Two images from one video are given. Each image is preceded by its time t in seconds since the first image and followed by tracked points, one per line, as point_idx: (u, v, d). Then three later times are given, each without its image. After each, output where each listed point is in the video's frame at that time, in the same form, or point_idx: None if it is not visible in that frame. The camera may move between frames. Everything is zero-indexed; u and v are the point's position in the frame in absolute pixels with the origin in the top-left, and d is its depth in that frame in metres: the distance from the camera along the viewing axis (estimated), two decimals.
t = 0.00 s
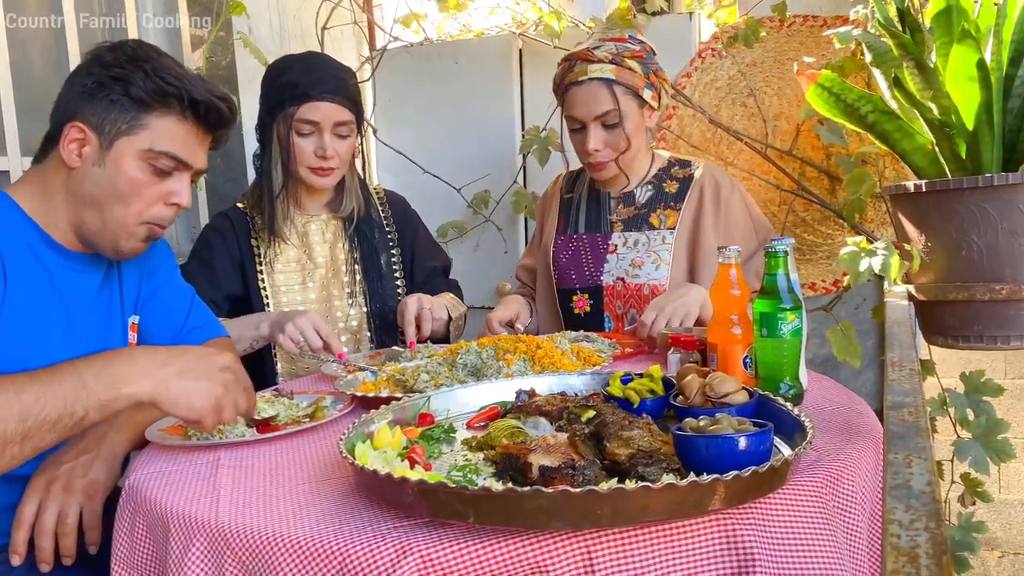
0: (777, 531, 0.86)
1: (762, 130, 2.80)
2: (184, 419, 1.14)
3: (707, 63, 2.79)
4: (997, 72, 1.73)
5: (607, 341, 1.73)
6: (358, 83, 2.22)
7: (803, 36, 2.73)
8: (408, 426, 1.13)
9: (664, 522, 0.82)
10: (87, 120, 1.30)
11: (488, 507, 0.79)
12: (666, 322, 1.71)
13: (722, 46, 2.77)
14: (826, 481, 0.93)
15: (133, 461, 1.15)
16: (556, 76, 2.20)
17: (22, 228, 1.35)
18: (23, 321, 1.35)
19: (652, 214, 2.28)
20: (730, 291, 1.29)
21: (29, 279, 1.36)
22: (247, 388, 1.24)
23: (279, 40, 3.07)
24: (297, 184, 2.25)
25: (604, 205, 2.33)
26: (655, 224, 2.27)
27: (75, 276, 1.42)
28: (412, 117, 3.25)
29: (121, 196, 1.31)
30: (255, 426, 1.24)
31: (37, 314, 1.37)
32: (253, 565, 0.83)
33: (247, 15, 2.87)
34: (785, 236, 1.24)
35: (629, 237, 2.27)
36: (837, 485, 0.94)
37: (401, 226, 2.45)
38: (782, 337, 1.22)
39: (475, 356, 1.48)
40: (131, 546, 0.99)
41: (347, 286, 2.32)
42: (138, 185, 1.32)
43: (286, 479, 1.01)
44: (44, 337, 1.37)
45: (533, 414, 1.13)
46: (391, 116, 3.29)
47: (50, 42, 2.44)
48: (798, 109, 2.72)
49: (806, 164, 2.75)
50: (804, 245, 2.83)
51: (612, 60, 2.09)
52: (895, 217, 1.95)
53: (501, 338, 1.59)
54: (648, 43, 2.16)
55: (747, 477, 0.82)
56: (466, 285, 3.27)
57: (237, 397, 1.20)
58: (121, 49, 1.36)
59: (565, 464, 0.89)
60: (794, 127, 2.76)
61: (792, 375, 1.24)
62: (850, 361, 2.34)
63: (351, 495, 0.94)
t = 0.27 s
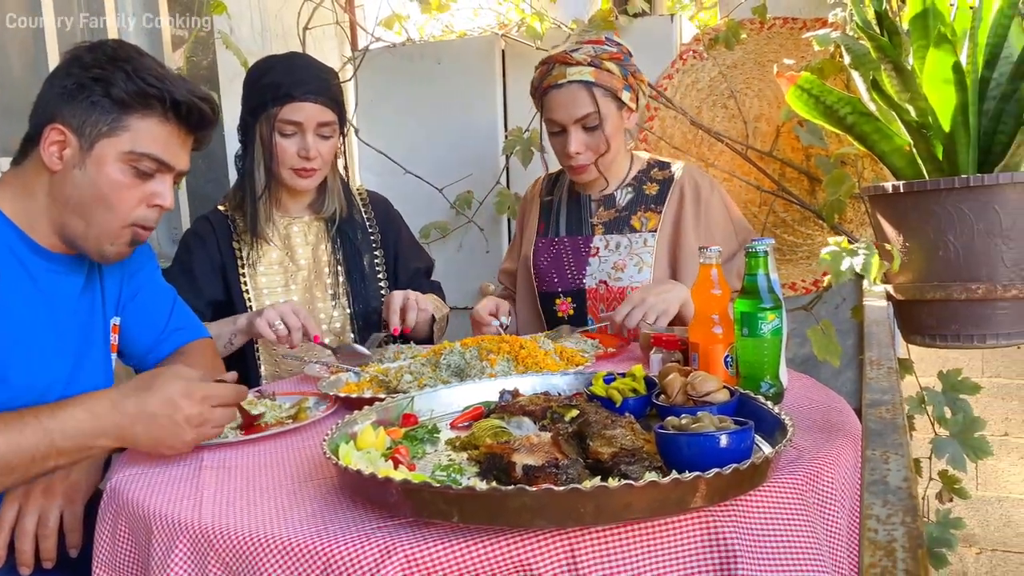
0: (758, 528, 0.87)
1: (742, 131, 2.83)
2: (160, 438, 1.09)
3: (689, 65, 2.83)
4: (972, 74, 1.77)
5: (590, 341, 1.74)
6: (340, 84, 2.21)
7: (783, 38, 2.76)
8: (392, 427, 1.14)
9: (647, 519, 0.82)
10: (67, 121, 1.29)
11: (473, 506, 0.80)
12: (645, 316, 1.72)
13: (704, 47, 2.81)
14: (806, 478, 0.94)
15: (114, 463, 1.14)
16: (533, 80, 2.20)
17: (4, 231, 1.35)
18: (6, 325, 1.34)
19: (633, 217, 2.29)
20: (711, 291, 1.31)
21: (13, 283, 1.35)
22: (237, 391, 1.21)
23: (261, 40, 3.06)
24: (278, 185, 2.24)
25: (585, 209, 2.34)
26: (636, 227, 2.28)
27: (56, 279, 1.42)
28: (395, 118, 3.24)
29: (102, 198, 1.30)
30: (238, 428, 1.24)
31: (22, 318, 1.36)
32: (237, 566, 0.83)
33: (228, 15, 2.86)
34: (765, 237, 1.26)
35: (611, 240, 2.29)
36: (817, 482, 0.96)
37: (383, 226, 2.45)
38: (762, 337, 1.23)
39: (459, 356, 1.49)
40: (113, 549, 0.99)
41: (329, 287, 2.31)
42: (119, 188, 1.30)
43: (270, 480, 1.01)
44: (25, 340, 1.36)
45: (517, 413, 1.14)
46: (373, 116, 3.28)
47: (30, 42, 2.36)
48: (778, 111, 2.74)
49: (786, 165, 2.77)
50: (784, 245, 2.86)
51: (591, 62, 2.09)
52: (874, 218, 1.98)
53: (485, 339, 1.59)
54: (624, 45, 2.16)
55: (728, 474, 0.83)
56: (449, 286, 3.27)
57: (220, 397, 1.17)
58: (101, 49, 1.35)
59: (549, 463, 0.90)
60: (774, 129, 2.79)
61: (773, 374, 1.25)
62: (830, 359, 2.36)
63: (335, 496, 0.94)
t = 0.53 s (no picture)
0: (735, 525, 0.88)
1: (719, 133, 2.85)
2: (133, 447, 1.07)
3: (666, 67, 2.83)
4: (943, 77, 1.80)
5: (570, 341, 1.75)
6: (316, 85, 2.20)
7: (759, 40, 2.78)
8: (371, 428, 1.14)
9: (625, 517, 0.83)
10: (37, 123, 1.28)
11: (452, 505, 0.80)
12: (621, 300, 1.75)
13: (680, 50, 2.80)
14: (781, 475, 0.95)
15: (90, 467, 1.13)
16: (511, 83, 2.19)
17: None
18: None
19: (613, 221, 2.31)
20: (688, 291, 1.32)
21: None
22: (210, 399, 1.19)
23: (237, 40, 3.04)
24: (255, 186, 2.23)
25: (564, 212, 2.35)
26: (616, 230, 2.30)
27: (30, 282, 1.40)
28: (373, 119, 3.23)
29: (75, 200, 1.29)
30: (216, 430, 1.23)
31: None
32: (216, 568, 0.82)
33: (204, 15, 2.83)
34: (741, 237, 1.27)
35: (591, 244, 2.30)
36: (792, 479, 0.97)
37: (361, 227, 2.44)
38: (739, 336, 1.25)
39: (438, 357, 1.49)
40: (90, 552, 0.98)
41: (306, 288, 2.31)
42: (91, 190, 1.29)
43: (249, 482, 1.00)
44: None
45: (496, 413, 1.15)
46: (351, 117, 3.27)
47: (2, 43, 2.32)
48: (754, 113, 2.77)
49: (762, 166, 2.80)
50: (760, 245, 2.90)
51: (568, 66, 2.10)
52: (849, 218, 2.00)
53: (464, 340, 1.59)
54: (601, 50, 2.18)
55: (705, 472, 0.84)
56: (428, 287, 3.27)
57: (193, 409, 1.15)
58: (71, 49, 1.34)
59: (529, 463, 0.91)
60: (750, 130, 2.81)
61: (749, 372, 1.26)
62: (806, 358, 2.39)
63: (315, 497, 0.94)
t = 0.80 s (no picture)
0: (709, 523, 0.89)
1: (693, 135, 2.87)
2: (113, 460, 1.04)
3: (640, 69, 2.86)
4: (912, 81, 1.84)
5: (546, 342, 1.76)
6: (290, 85, 2.19)
7: (731, 43, 2.80)
8: (348, 429, 1.13)
9: (601, 515, 0.84)
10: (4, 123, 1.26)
11: (429, 505, 0.81)
12: (598, 291, 1.77)
13: (654, 52, 2.84)
14: (754, 472, 0.97)
15: (62, 472, 1.12)
16: (485, 87, 2.20)
17: None
18: None
19: (588, 224, 2.32)
20: (663, 291, 1.33)
21: None
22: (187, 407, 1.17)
23: (209, 40, 3.02)
24: (228, 187, 2.21)
25: (540, 216, 2.36)
26: (592, 234, 2.32)
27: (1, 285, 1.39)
28: (348, 119, 3.22)
29: (43, 202, 1.27)
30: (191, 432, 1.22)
31: None
32: (191, 570, 0.82)
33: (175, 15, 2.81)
34: (714, 237, 1.29)
35: (567, 248, 2.32)
36: (765, 476, 0.98)
37: (336, 228, 2.43)
38: (712, 335, 1.26)
39: (415, 358, 1.49)
40: (64, 555, 0.97)
41: (280, 290, 2.30)
42: (61, 192, 1.28)
43: (225, 483, 1.00)
44: None
45: (473, 414, 1.15)
46: (326, 118, 3.26)
47: None
48: (727, 115, 2.79)
49: (735, 168, 2.82)
50: (733, 245, 2.92)
51: (542, 71, 2.11)
52: (820, 219, 2.03)
53: (441, 340, 1.60)
54: (575, 54, 2.19)
55: (680, 469, 0.86)
56: (404, 288, 3.26)
57: (173, 420, 1.12)
58: (36, 48, 1.32)
59: (505, 462, 0.91)
60: (724, 132, 2.84)
61: (722, 371, 1.28)
62: (778, 358, 2.42)
63: (291, 498, 0.94)
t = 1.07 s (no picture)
0: (682, 519, 0.91)
1: (665, 136, 2.90)
2: (97, 458, 1.04)
3: (614, 71, 2.91)
4: (879, 84, 1.87)
5: (521, 342, 1.77)
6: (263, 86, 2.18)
7: (703, 46, 2.83)
8: (323, 430, 1.13)
9: (576, 512, 0.85)
10: None
11: (405, 505, 0.81)
12: (563, 291, 1.77)
13: (627, 54, 2.89)
14: (726, 469, 0.98)
15: (32, 476, 1.11)
16: (458, 90, 2.20)
17: None
18: None
19: (561, 228, 2.34)
20: (636, 291, 1.35)
21: None
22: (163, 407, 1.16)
23: (180, 40, 3.01)
24: (201, 188, 2.19)
25: (513, 218, 2.37)
26: (565, 238, 2.33)
27: None
28: (321, 120, 3.21)
29: (13, 204, 1.26)
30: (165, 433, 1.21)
31: None
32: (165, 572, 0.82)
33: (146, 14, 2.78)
34: (687, 238, 1.30)
35: (540, 252, 2.33)
36: (736, 473, 1.00)
37: (310, 230, 2.42)
38: (685, 335, 1.28)
39: (390, 359, 1.49)
40: (35, 559, 0.96)
41: (253, 291, 2.28)
42: (31, 193, 1.26)
43: (199, 486, 0.99)
44: None
45: (448, 414, 1.16)
46: (300, 118, 3.24)
47: None
48: (699, 117, 2.82)
49: (707, 170, 2.85)
50: (706, 246, 2.93)
51: (516, 76, 2.11)
52: (790, 220, 2.06)
53: (416, 341, 1.60)
54: (549, 59, 2.20)
55: (653, 466, 0.87)
56: (378, 290, 3.26)
57: (157, 417, 1.12)
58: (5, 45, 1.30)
59: (481, 462, 0.92)
60: (696, 134, 2.87)
61: (695, 370, 1.30)
62: (749, 357, 2.45)
63: (266, 499, 0.93)
